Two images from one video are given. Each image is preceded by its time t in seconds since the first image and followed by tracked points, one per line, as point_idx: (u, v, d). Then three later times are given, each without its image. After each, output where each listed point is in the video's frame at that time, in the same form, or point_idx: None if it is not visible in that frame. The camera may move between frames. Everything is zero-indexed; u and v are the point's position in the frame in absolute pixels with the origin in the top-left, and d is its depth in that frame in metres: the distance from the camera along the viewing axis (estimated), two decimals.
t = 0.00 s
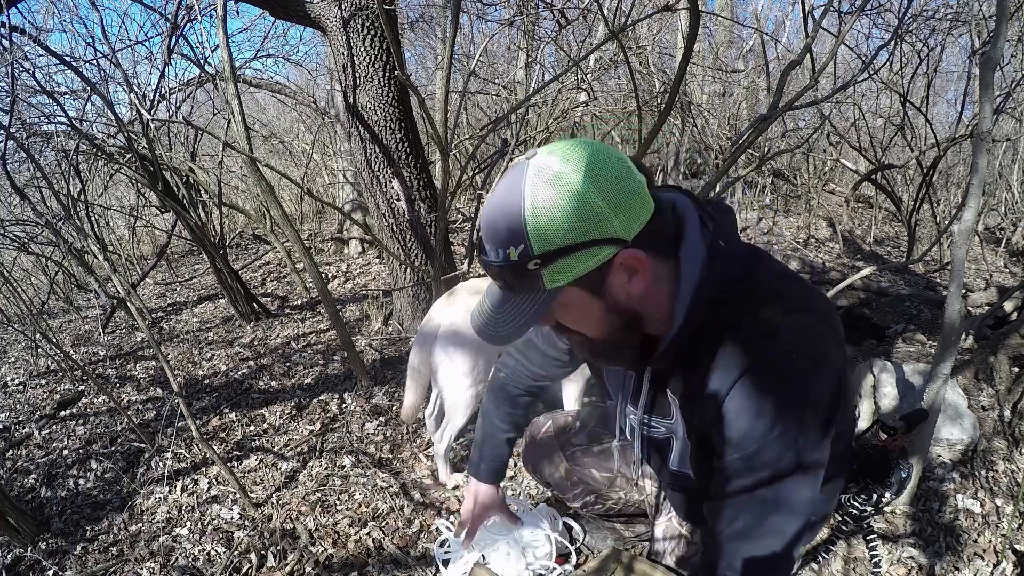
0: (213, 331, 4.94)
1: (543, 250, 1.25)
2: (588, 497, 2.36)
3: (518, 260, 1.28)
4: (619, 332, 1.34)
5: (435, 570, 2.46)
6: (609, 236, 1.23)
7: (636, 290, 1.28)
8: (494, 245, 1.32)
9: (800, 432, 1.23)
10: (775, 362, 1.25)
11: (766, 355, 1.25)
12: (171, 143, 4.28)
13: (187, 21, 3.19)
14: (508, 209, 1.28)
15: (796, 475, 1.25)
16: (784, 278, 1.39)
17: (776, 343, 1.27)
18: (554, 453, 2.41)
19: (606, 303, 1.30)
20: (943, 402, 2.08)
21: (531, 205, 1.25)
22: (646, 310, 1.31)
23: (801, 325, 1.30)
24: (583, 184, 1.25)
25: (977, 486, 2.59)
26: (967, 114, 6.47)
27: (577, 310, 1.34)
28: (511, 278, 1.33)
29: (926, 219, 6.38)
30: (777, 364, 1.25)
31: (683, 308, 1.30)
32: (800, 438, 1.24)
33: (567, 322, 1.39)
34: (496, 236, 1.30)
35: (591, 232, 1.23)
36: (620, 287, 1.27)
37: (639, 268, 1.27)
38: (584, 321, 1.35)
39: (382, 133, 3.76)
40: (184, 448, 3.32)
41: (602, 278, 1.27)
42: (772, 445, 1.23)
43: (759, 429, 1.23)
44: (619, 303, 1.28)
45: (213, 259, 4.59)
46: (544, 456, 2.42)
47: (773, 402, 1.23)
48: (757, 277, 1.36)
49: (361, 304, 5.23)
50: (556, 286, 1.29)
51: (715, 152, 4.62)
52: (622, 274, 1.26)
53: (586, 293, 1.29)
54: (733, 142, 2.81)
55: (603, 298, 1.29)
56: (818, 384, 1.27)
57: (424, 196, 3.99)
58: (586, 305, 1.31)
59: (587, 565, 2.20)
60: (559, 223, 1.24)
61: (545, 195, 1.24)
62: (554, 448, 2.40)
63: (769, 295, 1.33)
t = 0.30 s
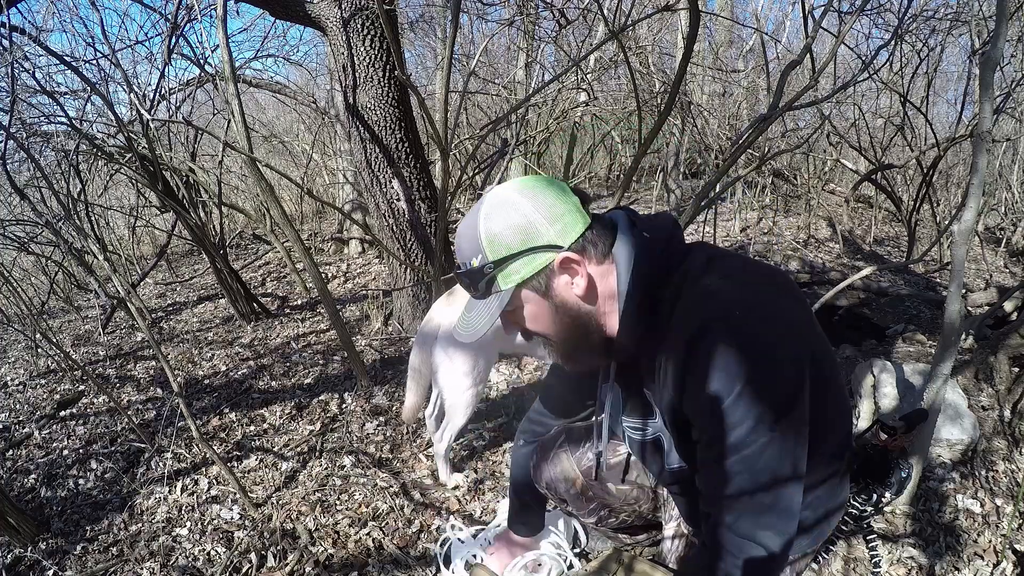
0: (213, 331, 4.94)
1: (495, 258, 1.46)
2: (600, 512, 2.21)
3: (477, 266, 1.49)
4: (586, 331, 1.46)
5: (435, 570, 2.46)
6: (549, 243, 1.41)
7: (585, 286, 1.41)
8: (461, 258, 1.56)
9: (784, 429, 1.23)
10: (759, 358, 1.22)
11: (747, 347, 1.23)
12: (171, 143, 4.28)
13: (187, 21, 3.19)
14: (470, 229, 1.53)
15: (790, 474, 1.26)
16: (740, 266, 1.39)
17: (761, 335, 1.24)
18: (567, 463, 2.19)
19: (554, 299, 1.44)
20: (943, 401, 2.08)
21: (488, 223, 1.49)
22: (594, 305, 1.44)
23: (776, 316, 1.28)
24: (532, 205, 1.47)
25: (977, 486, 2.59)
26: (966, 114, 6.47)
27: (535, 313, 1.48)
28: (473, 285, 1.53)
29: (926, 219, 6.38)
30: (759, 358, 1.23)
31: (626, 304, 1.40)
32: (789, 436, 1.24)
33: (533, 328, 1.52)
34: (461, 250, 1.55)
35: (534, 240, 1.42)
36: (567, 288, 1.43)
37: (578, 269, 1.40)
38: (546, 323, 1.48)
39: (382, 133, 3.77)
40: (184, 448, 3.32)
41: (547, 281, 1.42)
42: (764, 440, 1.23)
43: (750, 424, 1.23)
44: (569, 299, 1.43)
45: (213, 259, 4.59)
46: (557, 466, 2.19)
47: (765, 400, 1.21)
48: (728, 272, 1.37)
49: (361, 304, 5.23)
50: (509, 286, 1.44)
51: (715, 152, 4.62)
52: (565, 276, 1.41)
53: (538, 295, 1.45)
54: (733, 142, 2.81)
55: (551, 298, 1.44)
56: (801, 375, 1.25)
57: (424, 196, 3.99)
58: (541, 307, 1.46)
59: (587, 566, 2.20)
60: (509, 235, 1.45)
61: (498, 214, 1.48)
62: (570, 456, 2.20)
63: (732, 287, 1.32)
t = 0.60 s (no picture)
0: (213, 331, 4.94)
1: (538, 221, 1.32)
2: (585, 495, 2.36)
3: (515, 235, 1.34)
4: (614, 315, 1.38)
5: (435, 570, 2.47)
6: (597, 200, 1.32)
7: (629, 256, 1.34)
8: (492, 227, 1.39)
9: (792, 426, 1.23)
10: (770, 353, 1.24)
11: (759, 347, 1.25)
12: (171, 143, 4.28)
13: (187, 21, 3.19)
14: (501, 195, 1.39)
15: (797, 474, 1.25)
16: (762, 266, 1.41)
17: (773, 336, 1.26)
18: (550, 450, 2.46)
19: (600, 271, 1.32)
20: (943, 401, 2.08)
21: (525, 185, 1.35)
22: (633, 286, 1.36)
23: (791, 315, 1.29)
24: (566, 167, 1.37)
25: (977, 486, 2.60)
26: (966, 114, 6.48)
27: (574, 286, 1.34)
28: (509, 258, 1.36)
29: (926, 219, 6.38)
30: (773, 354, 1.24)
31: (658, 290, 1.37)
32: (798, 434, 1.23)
33: (566, 305, 1.39)
34: (492, 219, 1.39)
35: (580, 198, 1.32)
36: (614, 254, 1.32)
37: (623, 232, 1.33)
38: (581, 300, 1.36)
39: (382, 133, 3.77)
40: (184, 448, 3.32)
41: (596, 244, 1.31)
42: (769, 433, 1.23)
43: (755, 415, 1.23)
44: (613, 271, 1.32)
45: (213, 259, 4.59)
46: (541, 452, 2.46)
47: (770, 402, 1.22)
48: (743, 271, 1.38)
49: (361, 304, 5.23)
50: (558, 252, 1.31)
51: (715, 153, 4.62)
52: (611, 241, 1.32)
53: (585, 264, 1.32)
54: (733, 142, 2.80)
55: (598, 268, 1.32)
56: (818, 377, 1.26)
57: (424, 196, 3.99)
58: (582, 279, 1.33)
59: (587, 566, 2.20)
60: (550, 196, 1.33)
61: (533, 177, 1.36)
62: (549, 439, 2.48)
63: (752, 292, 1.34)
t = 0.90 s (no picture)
0: (213, 331, 4.94)
1: (580, 208, 1.30)
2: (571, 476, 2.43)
3: (555, 221, 1.31)
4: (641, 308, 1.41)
5: (435, 570, 2.47)
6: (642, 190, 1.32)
7: (663, 250, 1.36)
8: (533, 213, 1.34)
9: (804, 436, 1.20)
10: (779, 356, 1.23)
11: (764, 344, 1.25)
12: (171, 143, 4.28)
13: (187, 22, 3.19)
14: (535, 174, 1.34)
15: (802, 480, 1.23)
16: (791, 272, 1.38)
17: (795, 338, 1.23)
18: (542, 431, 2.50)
19: (638, 268, 1.35)
20: (942, 401, 2.08)
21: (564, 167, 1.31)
22: (664, 281, 1.38)
23: (813, 320, 1.27)
24: (607, 148, 1.34)
25: (977, 486, 2.60)
26: (966, 114, 6.48)
27: (611, 280, 1.35)
28: (547, 245, 1.34)
29: (926, 219, 6.38)
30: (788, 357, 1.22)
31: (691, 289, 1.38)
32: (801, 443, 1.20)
33: (597, 300, 1.39)
34: (527, 199, 1.35)
35: (624, 186, 1.30)
36: (653, 247, 1.35)
37: (666, 228, 1.35)
38: (616, 292, 1.38)
39: (382, 133, 3.77)
40: (184, 447, 3.31)
41: (635, 238, 1.33)
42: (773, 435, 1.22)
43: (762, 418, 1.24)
44: (649, 264, 1.35)
45: (213, 259, 4.59)
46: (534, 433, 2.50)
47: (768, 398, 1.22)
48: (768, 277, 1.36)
49: (361, 304, 5.23)
50: (601, 244, 1.30)
51: (715, 153, 4.62)
52: (653, 236, 1.34)
53: (623, 257, 1.33)
54: (733, 142, 2.81)
55: (639, 263, 1.34)
56: (831, 379, 1.22)
57: (424, 196, 3.99)
58: (620, 273, 1.35)
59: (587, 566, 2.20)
60: (592, 182, 1.30)
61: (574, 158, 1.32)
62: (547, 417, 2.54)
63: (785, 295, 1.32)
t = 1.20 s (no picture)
0: (213, 331, 4.94)
1: (626, 229, 1.14)
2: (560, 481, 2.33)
3: (597, 244, 1.15)
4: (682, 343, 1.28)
5: (435, 570, 2.47)
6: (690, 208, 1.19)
7: (708, 276, 1.24)
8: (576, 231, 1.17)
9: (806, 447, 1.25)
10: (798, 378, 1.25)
11: (783, 366, 1.27)
12: (171, 143, 4.28)
13: (187, 21, 3.19)
14: (573, 185, 1.17)
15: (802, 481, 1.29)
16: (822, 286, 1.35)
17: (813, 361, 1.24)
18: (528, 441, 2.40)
19: (682, 296, 1.23)
20: (942, 401, 2.08)
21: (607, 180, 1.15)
22: (707, 307, 1.27)
23: (841, 342, 1.25)
24: (653, 157, 1.19)
25: (977, 486, 2.60)
26: (966, 114, 6.48)
27: (654, 311, 1.22)
28: (587, 269, 1.18)
29: (926, 219, 6.38)
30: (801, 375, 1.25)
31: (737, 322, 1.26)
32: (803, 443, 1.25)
33: (637, 332, 1.25)
34: (564, 214, 1.18)
35: (671, 205, 1.17)
36: (697, 272, 1.22)
37: (713, 252, 1.23)
38: (656, 323, 1.24)
39: (382, 133, 3.77)
40: (183, 447, 3.31)
41: (681, 264, 1.19)
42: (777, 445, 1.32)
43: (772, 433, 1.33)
44: (694, 291, 1.23)
45: (213, 259, 4.59)
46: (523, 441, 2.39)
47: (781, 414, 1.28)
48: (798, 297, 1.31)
49: (361, 304, 5.23)
50: (645, 271, 1.16)
51: (715, 153, 4.62)
52: (699, 260, 1.22)
53: (669, 289, 1.21)
54: (733, 142, 2.80)
55: (684, 292, 1.22)
56: (842, 396, 1.22)
57: (424, 196, 3.99)
58: (663, 302, 1.21)
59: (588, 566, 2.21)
60: (638, 198, 1.15)
61: (618, 169, 1.15)
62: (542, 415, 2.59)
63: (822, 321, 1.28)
